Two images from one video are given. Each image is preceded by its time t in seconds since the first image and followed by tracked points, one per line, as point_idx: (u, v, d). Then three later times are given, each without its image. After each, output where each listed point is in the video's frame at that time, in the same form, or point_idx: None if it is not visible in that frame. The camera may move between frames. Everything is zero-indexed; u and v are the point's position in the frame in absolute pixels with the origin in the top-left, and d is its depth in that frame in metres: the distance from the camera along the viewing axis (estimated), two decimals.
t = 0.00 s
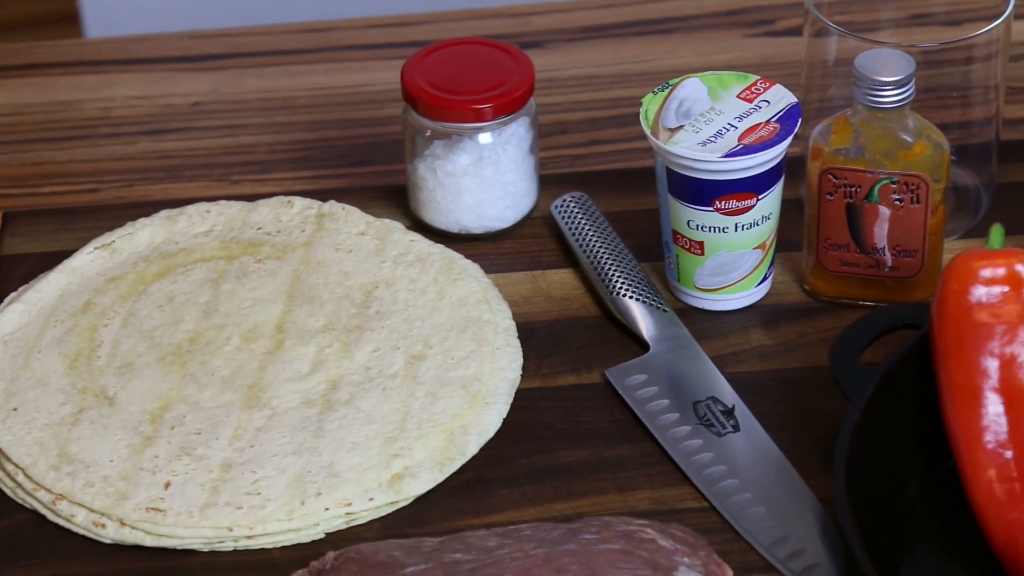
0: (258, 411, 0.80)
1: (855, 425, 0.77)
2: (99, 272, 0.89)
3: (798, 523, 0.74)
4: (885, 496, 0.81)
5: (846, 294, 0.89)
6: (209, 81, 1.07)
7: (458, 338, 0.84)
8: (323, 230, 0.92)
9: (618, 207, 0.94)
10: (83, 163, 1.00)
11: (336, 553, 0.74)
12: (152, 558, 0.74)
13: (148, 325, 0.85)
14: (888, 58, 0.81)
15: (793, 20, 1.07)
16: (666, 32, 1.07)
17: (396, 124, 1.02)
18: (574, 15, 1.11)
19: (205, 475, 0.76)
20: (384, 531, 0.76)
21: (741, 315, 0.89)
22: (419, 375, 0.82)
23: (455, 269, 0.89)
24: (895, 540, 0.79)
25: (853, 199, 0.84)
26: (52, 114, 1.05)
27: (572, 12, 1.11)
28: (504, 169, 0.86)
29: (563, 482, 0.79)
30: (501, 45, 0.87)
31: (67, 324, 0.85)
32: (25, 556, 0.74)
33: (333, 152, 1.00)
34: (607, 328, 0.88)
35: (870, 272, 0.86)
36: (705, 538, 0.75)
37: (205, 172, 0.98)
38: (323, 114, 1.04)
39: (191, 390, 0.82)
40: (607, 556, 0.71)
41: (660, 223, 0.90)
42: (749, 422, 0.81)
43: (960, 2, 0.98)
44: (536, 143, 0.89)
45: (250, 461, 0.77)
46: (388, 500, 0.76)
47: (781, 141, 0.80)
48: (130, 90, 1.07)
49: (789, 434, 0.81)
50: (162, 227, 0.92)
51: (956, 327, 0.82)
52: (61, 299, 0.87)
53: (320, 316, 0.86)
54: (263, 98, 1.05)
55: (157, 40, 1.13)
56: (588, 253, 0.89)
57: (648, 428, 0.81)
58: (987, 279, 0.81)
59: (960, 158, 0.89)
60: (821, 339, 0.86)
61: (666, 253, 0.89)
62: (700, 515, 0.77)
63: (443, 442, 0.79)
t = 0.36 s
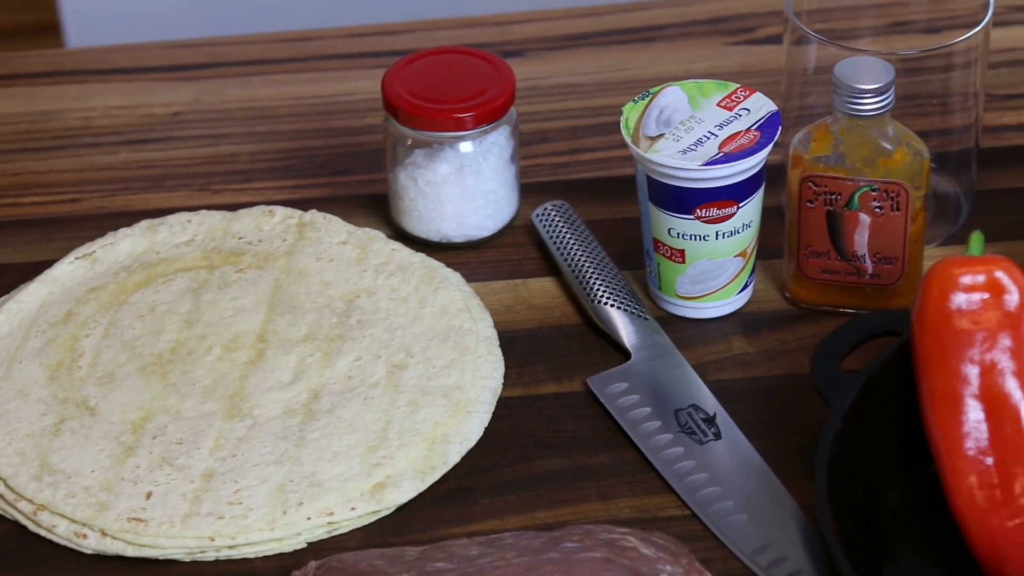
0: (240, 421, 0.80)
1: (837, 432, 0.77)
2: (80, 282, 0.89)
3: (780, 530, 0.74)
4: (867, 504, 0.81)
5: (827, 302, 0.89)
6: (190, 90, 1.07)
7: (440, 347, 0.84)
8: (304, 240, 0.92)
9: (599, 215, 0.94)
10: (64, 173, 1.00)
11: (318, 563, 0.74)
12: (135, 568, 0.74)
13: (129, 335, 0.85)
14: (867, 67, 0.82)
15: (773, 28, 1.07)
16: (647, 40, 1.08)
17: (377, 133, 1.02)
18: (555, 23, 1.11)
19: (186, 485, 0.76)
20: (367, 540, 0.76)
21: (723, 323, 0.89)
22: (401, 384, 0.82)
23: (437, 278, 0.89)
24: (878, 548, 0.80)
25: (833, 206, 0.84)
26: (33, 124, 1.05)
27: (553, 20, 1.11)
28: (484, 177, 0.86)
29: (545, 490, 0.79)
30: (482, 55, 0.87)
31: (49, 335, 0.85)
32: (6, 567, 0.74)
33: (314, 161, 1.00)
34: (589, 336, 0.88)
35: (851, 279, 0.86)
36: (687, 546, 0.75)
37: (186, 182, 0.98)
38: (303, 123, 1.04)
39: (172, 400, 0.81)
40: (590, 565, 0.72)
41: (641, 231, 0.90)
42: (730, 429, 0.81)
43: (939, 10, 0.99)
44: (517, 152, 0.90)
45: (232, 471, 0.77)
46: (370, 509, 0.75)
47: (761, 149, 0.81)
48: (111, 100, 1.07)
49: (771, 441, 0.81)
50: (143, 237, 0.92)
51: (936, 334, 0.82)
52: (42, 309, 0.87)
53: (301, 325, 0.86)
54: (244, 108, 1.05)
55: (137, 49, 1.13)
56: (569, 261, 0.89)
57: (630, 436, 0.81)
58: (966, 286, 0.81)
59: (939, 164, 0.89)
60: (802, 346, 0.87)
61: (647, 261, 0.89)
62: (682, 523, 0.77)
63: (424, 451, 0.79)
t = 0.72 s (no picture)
0: (220, 430, 0.80)
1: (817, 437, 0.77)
2: (60, 291, 0.89)
3: (760, 536, 0.74)
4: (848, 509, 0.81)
5: (806, 307, 0.89)
6: (168, 99, 1.07)
7: (420, 355, 0.84)
8: (284, 248, 0.92)
9: (579, 222, 0.94)
10: (43, 182, 0.99)
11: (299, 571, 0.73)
12: None
13: (109, 344, 0.85)
14: (846, 74, 0.82)
15: (752, 34, 1.07)
16: (626, 47, 1.08)
17: (356, 141, 1.02)
18: (534, 30, 1.11)
19: (166, 494, 0.76)
20: (347, 548, 0.76)
21: (703, 329, 0.89)
22: (381, 392, 0.82)
23: (416, 285, 0.89)
24: (858, 553, 0.80)
25: (812, 212, 0.84)
26: (11, 134, 1.04)
27: (532, 27, 1.11)
28: (464, 185, 0.86)
29: (526, 498, 0.79)
30: (461, 61, 0.87)
31: (27, 344, 0.85)
32: None
33: (293, 169, 1.00)
34: (569, 343, 0.88)
35: (830, 285, 0.86)
36: (668, 553, 0.75)
37: (165, 191, 0.98)
38: (282, 132, 1.04)
39: (152, 409, 0.81)
40: (570, 573, 0.71)
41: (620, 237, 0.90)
42: (711, 435, 0.81)
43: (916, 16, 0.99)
44: (496, 159, 0.90)
45: (212, 479, 0.77)
46: (350, 518, 0.75)
47: (740, 155, 0.81)
48: (89, 109, 1.07)
49: (750, 447, 0.81)
50: (122, 246, 0.92)
51: (916, 339, 0.82)
52: (21, 319, 0.87)
53: (281, 334, 0.86)
54: (223, 116, 1.05)
55: (116, 58, 1.13)
56: (549, 268, 0.89)
57: (611, 443, 0.81)
58: (945, 290, 0.82)
59: (919, 170, 0.90)
60: (782, 352, 0.87)
61: (627, 268, 0.89)
62: (663, 529, 0.77)
63: (405, 458, 0.79)
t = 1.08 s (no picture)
0: (190, 441, 0.80)
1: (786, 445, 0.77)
2: (30, 304, 0.89)
3: (730, 543, 0.74)
4: (817, 515, 0.82)
5: (776, 314, 0.89)
6: (138, 111, 1.07)
7: (390, 365, 0.84)
8: (254, 259, 0.92)
9: (549, 231, 0.94)
10: (12, 195, 0.99)
11: None
12: None
13: (78, 356, 0.85)
14: (815, 80, 0.82)
15: (720, 43, 1.07)
16: (595, 56, 1.08)
17: (326, 152, 1.02)
18: (504, 39, 1.11)
19: (137, 507, 0.76)
20: (318, 560, 0.76)
21: (673, 337, 0.89)
22: (352, 403, 0.82)
23: (387, 295, 0.89)
24: (827, 560, 0.81)
25: (781, 219, 0.84)
26: None
27: (501, 36, 1.11)
28: (434, 195, 0.86)
29: (497, 507, 0.79)
30: (430, 71, 0.87)
31: None
32: None
33: (262, 180, 1.00)
34: (539, 352, 0.88)
35: (799, 292, 0.87)
36: (639, 561, 0.75)
37: (135, 203, 0.98)
38: (252, 143, 1.04)
39: (122, 422, 0.81)
40: None
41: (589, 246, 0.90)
42: (681, 443, 0.81)
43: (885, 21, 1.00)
44: (466, 169, 0.90)
45: (183, 491, 0.77)
46: (321, 529, 0.75)
47: (709, 163, 0.81)
48: (58, 121, 1.06)
49: (720, 454, 0.81)
50: (92, 258, 0.92)
51: (884, 345, 0.82)
52: None
53: (251, 345, 0.86)
54: (193, 128, 1.05)
55: (85, 69, 1.12)
56: (519, 277, 0.89)
57: (581, 452, 0.81)
58: (913, 297, 0.82)
59: (886, 177, 0.90)
60: (752, 359, 0.87)
61: (596, 276, 0.89)
62: (634, 537, 0.77)
63: (376, 469, 0.79)
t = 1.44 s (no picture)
0: (150, 457, 0.80)
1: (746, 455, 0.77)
2: None
3: (693, 553, 0.74)
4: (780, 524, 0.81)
5: (735, 324, 0.89)
6: (96, 126, 1.07)
7: (351, 379, 0.84)
8: (213, 273, 0.92)
9: (508, 243, 0.94)
10: None
11: None
12: None
13: (37, 373, 0.85)
14: (771, 90, 0.82)
15: (678, 53, 1.08)
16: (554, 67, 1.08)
17: (285, 165, 1.02)
18: (462, 52, 1.11)
19: (97, 523, 0.75)
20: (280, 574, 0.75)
21: (633, 347, 0.89)
22: (312, 417, 0.82)
23: (347, 309, 0.89)
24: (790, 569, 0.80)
25: (740, 229, 0.84)
26: None
27: (460, 48, 1.11)
28: (393, 208, 0.86)
29: (459, 519, 0.78)
30: (388, 84, 0.87)
31: None
32: None
33: (221, 195, 1.00)
34: (500, 364, 0.88)
35: (758, 302, 0.87)
36: (601, 572, 0.75)
37: (94, 218, 0.98)
38: (210, 157, 1.04)
39: (82, 438, 0.81)
40: None
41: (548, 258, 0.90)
42: (642, 454, 0.81)
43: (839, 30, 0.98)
44: (425, 182, 0.90)
45: (144, 507, 0.76)
46: (282, 543, 0.74)
47: (668, 174, 0.81)
48: (16, 137, 1.06)
49: (681, 465, 0.81)
50: (50, 274, 0.92)
51: (843, 354, 0.83)
52: None
53: (211, 359, 0.86)
54: (151, 142, 1.05)
55: (42, 85, 1.12)
56: (479, 289, 0.89)
57: (542, 463, 0.81)
58: (871, 306, 0.83)
59: (845, 186, 0.91)
60: (711, 369, 0.87)
61: (556, 287, 0.89)
62: (596, 548, 0.76)
63: (337, 483, 0.78)
